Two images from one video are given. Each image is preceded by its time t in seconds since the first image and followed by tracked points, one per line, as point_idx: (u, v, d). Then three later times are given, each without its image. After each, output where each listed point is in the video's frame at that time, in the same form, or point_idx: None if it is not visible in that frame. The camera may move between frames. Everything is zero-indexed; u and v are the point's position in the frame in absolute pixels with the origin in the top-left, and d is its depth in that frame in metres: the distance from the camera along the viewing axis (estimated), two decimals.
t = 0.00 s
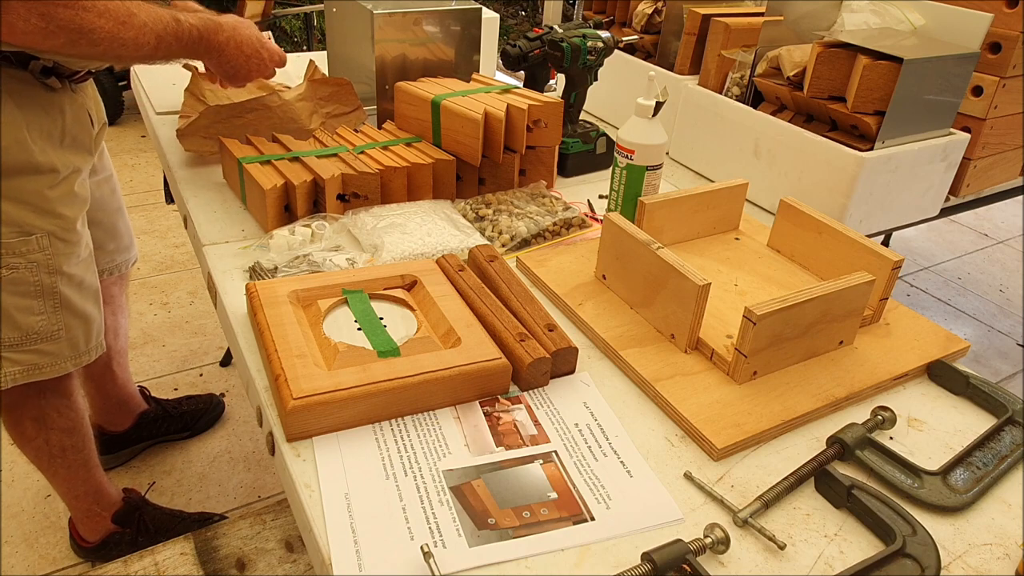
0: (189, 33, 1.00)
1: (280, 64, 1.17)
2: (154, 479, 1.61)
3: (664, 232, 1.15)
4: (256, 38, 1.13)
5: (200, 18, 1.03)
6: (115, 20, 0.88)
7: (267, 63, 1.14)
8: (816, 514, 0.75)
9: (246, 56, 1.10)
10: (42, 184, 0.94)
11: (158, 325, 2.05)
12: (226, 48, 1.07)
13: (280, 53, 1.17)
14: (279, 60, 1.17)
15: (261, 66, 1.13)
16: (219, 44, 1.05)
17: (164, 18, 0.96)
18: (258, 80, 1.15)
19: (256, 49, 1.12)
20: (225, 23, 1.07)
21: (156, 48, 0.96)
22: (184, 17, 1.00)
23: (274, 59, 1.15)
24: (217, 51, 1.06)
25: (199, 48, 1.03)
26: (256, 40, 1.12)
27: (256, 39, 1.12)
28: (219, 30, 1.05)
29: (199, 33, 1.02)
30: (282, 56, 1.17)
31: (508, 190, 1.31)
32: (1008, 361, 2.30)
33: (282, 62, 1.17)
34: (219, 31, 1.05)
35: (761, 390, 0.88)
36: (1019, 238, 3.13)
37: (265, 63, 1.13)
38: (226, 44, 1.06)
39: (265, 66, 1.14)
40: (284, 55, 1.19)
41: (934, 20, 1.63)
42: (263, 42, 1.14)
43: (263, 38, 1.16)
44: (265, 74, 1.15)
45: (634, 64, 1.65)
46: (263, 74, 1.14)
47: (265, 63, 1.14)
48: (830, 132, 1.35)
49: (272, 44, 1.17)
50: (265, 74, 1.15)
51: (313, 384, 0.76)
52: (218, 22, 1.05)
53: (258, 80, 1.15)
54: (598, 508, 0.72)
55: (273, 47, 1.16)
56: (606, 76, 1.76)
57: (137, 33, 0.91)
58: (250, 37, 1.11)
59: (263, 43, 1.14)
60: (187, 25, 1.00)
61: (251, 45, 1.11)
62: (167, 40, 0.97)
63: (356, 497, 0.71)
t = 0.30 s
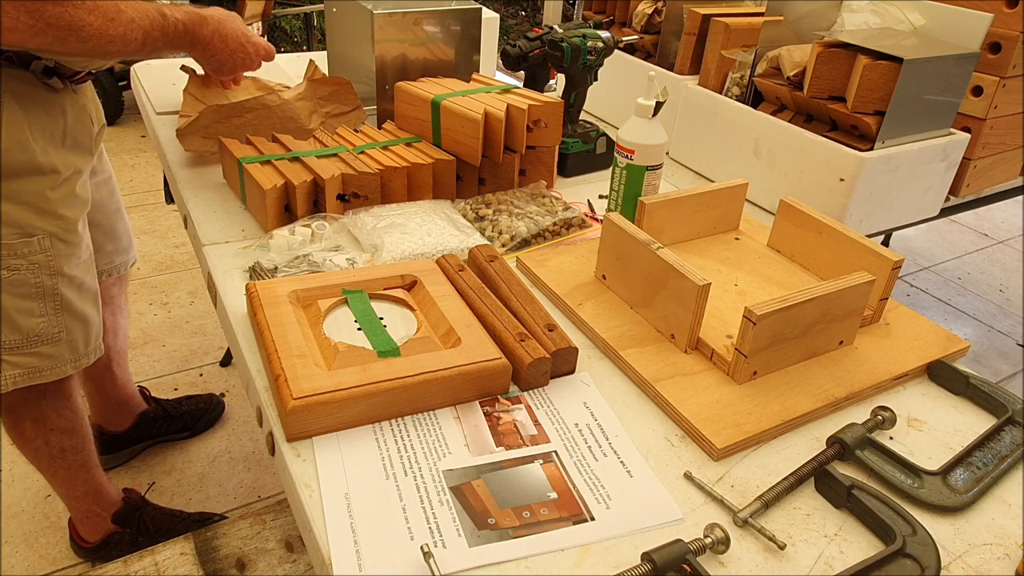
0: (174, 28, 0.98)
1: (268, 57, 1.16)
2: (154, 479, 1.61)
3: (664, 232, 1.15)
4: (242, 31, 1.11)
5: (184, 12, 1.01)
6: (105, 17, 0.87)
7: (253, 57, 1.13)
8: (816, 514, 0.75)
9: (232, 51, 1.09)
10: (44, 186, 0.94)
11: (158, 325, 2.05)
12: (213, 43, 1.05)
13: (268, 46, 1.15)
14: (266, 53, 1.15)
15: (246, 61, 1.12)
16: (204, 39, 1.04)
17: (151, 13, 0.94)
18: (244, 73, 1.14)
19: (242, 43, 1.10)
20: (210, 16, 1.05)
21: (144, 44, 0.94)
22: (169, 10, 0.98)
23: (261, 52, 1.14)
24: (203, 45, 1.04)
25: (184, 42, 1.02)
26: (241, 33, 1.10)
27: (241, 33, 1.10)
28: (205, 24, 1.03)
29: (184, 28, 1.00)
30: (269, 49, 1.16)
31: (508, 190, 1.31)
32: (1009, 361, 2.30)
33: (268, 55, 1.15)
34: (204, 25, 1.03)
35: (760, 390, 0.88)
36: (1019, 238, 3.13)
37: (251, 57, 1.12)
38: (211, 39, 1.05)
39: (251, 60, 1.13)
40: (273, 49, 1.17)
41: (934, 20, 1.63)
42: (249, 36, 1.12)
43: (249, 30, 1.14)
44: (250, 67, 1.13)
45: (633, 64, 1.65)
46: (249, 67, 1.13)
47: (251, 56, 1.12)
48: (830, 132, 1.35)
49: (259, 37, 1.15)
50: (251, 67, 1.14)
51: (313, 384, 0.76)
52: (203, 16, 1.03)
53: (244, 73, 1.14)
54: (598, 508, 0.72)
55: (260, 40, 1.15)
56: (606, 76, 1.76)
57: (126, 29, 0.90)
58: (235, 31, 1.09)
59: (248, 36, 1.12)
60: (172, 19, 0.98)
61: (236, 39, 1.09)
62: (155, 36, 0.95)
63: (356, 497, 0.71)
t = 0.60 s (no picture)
0: (160, 24, 0.97)
1: (258, 56, 1.16)
2: (154, 479, 1.61)
3: (664, 232, 1.15)
4: (231, 29, 1.10)
5: (172, 8, 0.99)
6: (88, 14, 0.86)
7: (243, 56, 1.12)
8: (816, 514, 0.75)
9: (220, 49, 1.08)
10: (45, 184, 0.94)
11: (158, 325, 2.05)
12: (199, 42, 1.04)
13: (257, 44, 1.15)
14: (257, 52, 1.15)
15: (234, 59, 1.11)
16: (192, 37, 1.03)
17: (136, 8, 0.92)
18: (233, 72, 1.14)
19: (231, 42, 1.10)
20: (198, 13, 1.04)
21: (126, 41, 0.92)
22: (156, 6, 0.97)
23: (250, 51, 1.14)
24: (190, 44, 1.03)
25: (171, 38, 1.00)
26: (229, 31, 1.10)
27: (230, 31, 1.10)
28: (193, 21, 1.02)
29: (171, 24, 0.98)
30: (260, 48, 1.16)
31: (508, 190, 1.31)
32: (1009, 361, 2.30)
33: (258, 53, 1.15)
34: (192, 23, 1.02)
35: (760, 390, 0.88)
36: (1019, 238, 3.13)
37: (240, 56, 1.12)
38: (199, 36, 1.04)
39: (240, 59, 1.13)
40: (263, 48, 1.17)
41: (934, 20, 1.63)
42: (238, 35, 1.11)
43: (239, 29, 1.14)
44: (239, 66, 1.13)
45: (633, 64, 1.65)
46: (238, 66, 1.13)
47: (240, 55, 1.12)
48: (830, 133, 1.35)
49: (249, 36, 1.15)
50: (241, 67, 1.14)
51: (313, 384, 0.76)
52: (191, 13, 1.02)
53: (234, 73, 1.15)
54: (598, 508, 0.72)
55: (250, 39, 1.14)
56: (606, 76, 1.76)
57: (110, 26, 0.88)
58: (224, 29, 1.08)
59: (238, 35, 1.11)
60: (158, 16, 0.96)
61: (226, 38, 1.08)
62: (139, 32, 0.93)
63: (356, 497, 0.71)
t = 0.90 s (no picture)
0: (150, 25, 0.95)
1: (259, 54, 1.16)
2: (154, 479, 1.61)
3: (664, 232, 1.15)
4: (229, 29, 1.09)
5: (165, 10, 0.98)
6: (66, 15, 0.85)
7: (242, 57, 1.12)
8: (816, 514, 0.75)
9: (218, 51, 1.08)
10: (40, 185, 0.94)
11: (158, 325, 2.05)
12: (194, 43, 1.04)
13: (258, 43, 1.14)
14: (258, 51, 1.15)
15: (233, 60, 1.11)
16: (187, 39, 1.02)
17: (121, 8, 0.91)
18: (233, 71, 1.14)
19: (229, 43, 1.09)
20: (193, 14, 1.02)
21: (110, 42, 0.91)
22: (146, 8, 0.95)
23: (251, 51, 1.13)
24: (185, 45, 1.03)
25: (165, 39, 1.00)
26: (227, 31, 1.09)
27: (227, 31, 1.08)
28: (186, 23, 1.01)
29: (163, 26, 0.97)
30: (261, 47, 1.15)
31: (508, 190, 1.31)
32: (1009, 361, 2.30)
33: (259, 51, 1.15)
34: (185, 25, 1.01)
35: (760, 390, 0.88)
36: (1019, 238, 3.13)
37: (239, 57, 1.11)
38: (194, 39, 1.03)
39: (240, 59, 1.12)
40: (265, 46, 1.16)
41: (934, 20, 1.63)
42: (236, 35, 1.10)
43: (238, 27, 1.12)
44: (239, 67, 1.13)
45: (633, 64, 1.65)
46: (238, 67, 1.13)
47: (240, 55, 1.11)
48: (830, 133, 1.35)
49: (249, 34, 1.13)
50: (241, 67, 1.14)
51: (313, 384, 0.76)
52: (185, 15, 1.01)
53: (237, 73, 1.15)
54: (598, 508, 0.72)
55: (250, 38, 1.13)
56: (606, 76, 1.76)
57: (89, 26, 0.87)
58: (221, 30, 1.07)
59: (237, 34, 1.10)
60: (147, 17, 0.95)
61: (223, 40, 1.07)
62: (125, 33, 0.92)
63: (356, 497, 0.71)
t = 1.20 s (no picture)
0: (132, 31, 0.91)
1: (260, 61, 1.07)
2: (154, 479, 1.61)
3: (664, 232, 1.15)
4: (224, 35, 1.02)
5: (147, 15, 0.93)
6: (31, 19, 0.82)
7: (238, 66, 1.05)
8: (816, 514, 0.75)
9: (210, 60, 1.02)
10: (36, 187, 0.95)
11: (158, 325, 2.04)
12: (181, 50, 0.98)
13: (257, 50, 1.06)
14: (257, 58, 1.07)
15: (228, 70, 1.04)
16: (173, 45, 0.97)
17: (99, 11, 0.87)
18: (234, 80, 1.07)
19: (221, 50, 1.02)
20: (180, 19, 0.96)
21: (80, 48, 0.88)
22: (128, 12, 0.91)
23: (248, 59, 1.05)
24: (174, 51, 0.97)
25: (152, 47, 0.95)
26: (221, 38, 1.01)
27: (221, 38, 1.01)
28: (170, 29, 0.95)
29: (145, 32, 0.92)
30: (260, 54, 1.06)
31: (508, 190, 1.31)
32: (1008, 361, 2.30)
33: (260, 58, 1.07)
34: (170, 31, 0.95)
35: (760, 390, 0.88)
36: (1019, 238, 3.13)
37: (235, 66, 1.04)
38: (181, 46, 0.97)
39: (238, 67, 1.05)
40: (266, 53, 1.08)
41: (934, 20, 1.63)
42: (231, 42, 1.02)
43: (236, 33, 1.05)
44: (237, 76, 1.06)
45: (634, 64, 1.65)
46: (236, 76, 1.06)
47: (236, 63, 1.04)
48: (830, 132, 1.35)
49: (248, 41, 1.05)
50: (240, 76, 1.07)
51: (313, 384, 0.76)
52: (170, 20, 0.95)
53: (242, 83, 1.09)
54: (598, 508, 0.72)
55: (250, 44, 1.05)
56: (606, 76, 1.76)
57: (57, 31, 0.84)
58: (214, 37, 1.01)
59: (232, 41, 1.03)
60: (128, 21, 0.90)
61: (215, 48, 1.01)
62: (101, 39, 0.88)
63: (356, 497, 0.71)
